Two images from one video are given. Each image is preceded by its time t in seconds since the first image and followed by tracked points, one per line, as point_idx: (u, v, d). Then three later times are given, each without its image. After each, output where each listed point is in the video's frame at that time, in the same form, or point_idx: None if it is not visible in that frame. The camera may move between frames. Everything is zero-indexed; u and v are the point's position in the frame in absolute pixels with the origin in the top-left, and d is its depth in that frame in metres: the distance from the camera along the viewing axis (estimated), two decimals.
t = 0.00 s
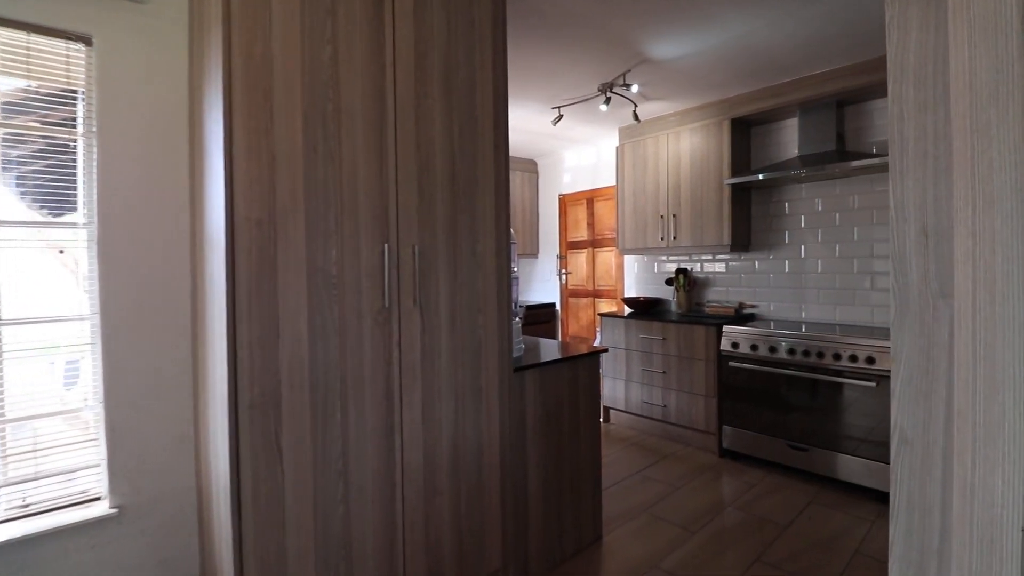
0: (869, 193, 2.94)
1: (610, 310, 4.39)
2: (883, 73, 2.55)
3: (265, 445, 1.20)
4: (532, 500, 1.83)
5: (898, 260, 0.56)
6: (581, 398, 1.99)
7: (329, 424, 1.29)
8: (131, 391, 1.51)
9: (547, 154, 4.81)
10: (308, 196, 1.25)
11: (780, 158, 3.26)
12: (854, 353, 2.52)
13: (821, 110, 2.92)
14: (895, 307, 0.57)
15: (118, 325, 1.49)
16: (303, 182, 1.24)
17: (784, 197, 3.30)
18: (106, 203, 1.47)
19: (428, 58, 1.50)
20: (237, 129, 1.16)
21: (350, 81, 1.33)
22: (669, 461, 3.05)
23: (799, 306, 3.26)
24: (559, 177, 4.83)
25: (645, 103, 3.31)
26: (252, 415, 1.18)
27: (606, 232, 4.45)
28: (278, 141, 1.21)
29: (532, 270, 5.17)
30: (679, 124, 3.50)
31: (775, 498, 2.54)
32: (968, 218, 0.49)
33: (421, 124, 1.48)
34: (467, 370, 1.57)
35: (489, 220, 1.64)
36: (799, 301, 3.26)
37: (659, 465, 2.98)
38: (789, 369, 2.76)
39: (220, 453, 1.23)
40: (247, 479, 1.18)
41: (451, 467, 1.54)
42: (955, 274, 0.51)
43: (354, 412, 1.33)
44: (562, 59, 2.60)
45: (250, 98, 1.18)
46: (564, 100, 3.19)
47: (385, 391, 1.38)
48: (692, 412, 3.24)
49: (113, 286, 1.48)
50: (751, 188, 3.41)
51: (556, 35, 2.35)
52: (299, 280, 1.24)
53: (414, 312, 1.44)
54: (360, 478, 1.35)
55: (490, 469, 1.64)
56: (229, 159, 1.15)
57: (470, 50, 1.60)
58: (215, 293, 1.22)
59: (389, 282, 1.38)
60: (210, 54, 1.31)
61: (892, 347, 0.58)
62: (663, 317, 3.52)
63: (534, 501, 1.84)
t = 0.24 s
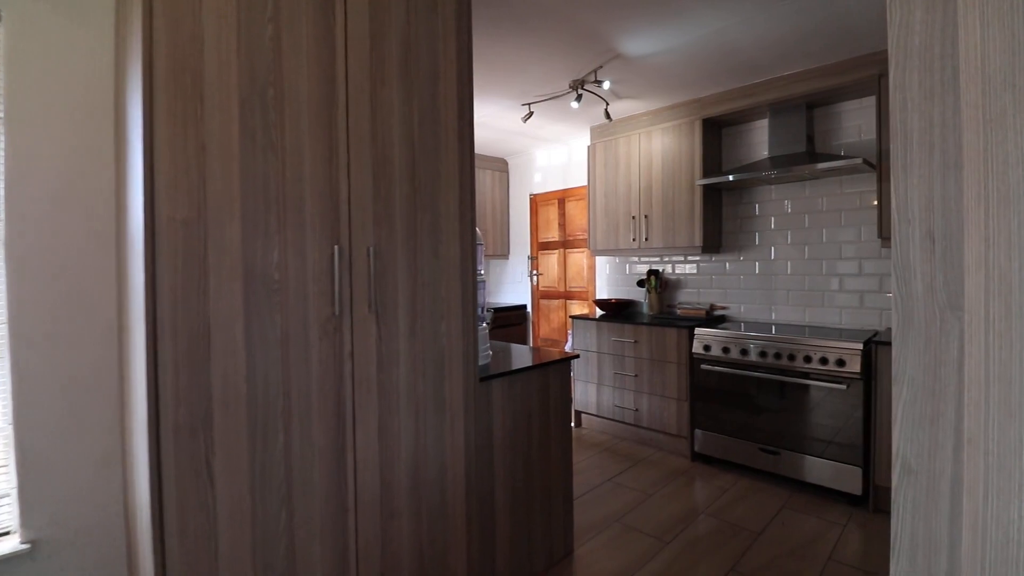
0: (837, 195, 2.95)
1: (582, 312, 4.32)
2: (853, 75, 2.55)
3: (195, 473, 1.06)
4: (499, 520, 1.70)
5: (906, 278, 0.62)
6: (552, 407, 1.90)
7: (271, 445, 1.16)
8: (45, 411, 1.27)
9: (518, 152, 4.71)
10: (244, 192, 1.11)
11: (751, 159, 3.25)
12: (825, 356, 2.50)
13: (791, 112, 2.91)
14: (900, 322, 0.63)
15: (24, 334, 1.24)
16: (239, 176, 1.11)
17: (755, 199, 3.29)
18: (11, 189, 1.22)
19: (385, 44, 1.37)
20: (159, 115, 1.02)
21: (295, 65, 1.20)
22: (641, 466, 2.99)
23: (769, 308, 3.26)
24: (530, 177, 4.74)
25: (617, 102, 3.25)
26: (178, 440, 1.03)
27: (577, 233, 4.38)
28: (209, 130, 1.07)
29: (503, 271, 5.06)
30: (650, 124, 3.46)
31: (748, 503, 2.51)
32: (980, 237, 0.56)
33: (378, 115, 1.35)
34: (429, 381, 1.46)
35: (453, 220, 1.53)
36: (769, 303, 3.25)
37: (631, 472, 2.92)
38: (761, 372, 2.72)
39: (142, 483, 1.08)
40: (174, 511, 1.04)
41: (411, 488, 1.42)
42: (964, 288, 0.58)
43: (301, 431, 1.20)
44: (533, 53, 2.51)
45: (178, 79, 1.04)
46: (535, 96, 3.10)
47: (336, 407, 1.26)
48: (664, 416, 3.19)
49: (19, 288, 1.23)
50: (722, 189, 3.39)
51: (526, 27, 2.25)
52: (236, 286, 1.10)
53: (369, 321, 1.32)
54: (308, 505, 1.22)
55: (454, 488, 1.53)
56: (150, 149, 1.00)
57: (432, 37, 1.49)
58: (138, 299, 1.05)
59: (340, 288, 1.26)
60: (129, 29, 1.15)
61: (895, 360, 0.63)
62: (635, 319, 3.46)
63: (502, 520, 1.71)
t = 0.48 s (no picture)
0: (807, 198, 2.94)
1: (552, 315, 4.24)
2: (823, 77, 2.53)
3: (102, 518, 0.91)
4: (462, 543, 1.59)
5: (910, 297, 0.54)
6: (519, 420, 1.80)
7: (198, 478, 1.02)
8: None
9: (488, 152, 4.60)
10: (163, 189, 0.97)
11: (722, 162, 3.22)
12: (796, 360, 2.47)
13: (761, 113, 2.89)
14: (902, 344, 0.54)
15: None
16: (157, 170, 0.96)
17: (725, 201, 3.27)
18: None
19: (334, 26, 1.24)
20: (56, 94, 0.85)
21: (226, 45, 1.05)
22: (612, 474, 2.93)
23: (739, 311, 3.24)
24: (500, 176, 4.64)
25: (588, 100, 3.18)
26: (80, 480, 0.88)
27: (548, 234, 4.30)
28: (119, 113, 0.92)
29: (472, 273, 4.94)
30: (621, 124, 3.40)
31: (720, 512, 2.46)
32: (998, 249, 0.48)
33: (325, 105, 1.22)
34: (383, 398, 1.34)
35: (411, 223, 1.41)
36: (739, 306, 3.23)
37: (603, 480, 2.85)
38: (732, 377, 2.68)
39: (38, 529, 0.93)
40: (77, 566, 0.88)
41: (364, 516, 1.30)
42: (978, 307, 0.50)
43: (233, 460, 1.07)
44: (501, 47, 2.41)
45: (77, 54, 0.87)
46: (503, 93, 3.00)
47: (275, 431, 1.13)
48: (636, 421, 3.14)
49: None
50: (693, 191, 3.36)
51: (493, 19, 2.14)
52: (154, 298, 0.96)
53: (313, 334, 1.19)
54: (242, 543, 1.08)
55: (411, 513, 1.41)
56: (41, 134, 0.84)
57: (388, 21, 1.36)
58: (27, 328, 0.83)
59: (279, 298, 1.12)
60: None
61: (897, 391, 0.55)
62: (607, 323, 3.40)
63: (466, 543, 1.61)
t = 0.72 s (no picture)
0: (778, 201, 2.94)
1: (525, 319, 4.17)
2: (795, 80, 2.52)
3: None
4: (428, 567, 1.49)
5: (915, 323, 0.47)
6: (488, 433, 1.71)
7: (117, 518, 0.90)
8: None
9: (459, 151, 4.50)
10: (72, 188, 0.84)
11: (694, 164, 3.20)
12: (769, 365, 2.45)
13: (734, 116, 2.87)
14: (909, 376, 0.47)
15: None
16: (63, 166, 0.83)
17: (698, 204, 3.25)
18: None
19: (279, 9, 1.13)
20: None
21: (150, 25, 0.93)
22: (586, 482, 2.87)
23: (712, 314, 3.22)
24: (471, 177, 4.54)
25: (560, 100, 3.11)
26: None
27: (521, 236, 4.23)
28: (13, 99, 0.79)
29: (444, 276, 4.82)
30: (594, 124, 3.35)
31: (694, 520, 2.42)
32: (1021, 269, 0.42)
33: (269, 96, 1.10)
34: (337, 418, 1.23)
35: (368, 226, 1.31)
36: (712, 309, 3.22)
37: (576, 489, 2.78)
38: (706, 382, 2.65)
39: None
40: None
41: (316, 546, 1.19)
42: (996, 334, 0.43)
43: (160, 495, 0.94)
44: (470, 43, 2.31)
45: None
46: (474, 90, 2.90)
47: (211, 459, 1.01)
48: (610, 427, 3.08)
49: None
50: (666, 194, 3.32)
51: (461, 12, 2.05)
52: (61, 314, 0.83)
53: (255, 350, 1.08)
54: None
55: (369, 540, 1.30)
56: None
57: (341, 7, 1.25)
58: None
59: (214, 311, 1.01)
60: None
61: (900, 429, 0.49)
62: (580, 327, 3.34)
63: (431, 567, 1.51)
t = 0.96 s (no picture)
0: (750, 203, 2.94)
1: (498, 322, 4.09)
2: (767, 82, 2.52)
3: None
4: None
5: (931, 349, 0.41)
6: (456, 446, 1.62)
7: (22, 564, 0.78)
8: None
9: (430, 150, 4.39)
10: None
11: (668, 166, 3.18)
12: (742, 369, 2.43)
13: (707, 118, 2.85)
14: (923, 406, 0.42)
15: None
16: None
17: (671, 206, 3.23)
18: None
19: None
20: None
21: None
22: (560, 489, 2.80)
23: (686, 317, 3.21)
24: (443, 176, 4.44)
25: (533, 98, 3.04)
26: None
27: (494, 238, 4.15)
28: None
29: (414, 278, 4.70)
30: (568, 124, 3.29)
31: (669, 528, 2.38)
32: None
33: (208, 85, 1.00)
34: (288, 437, 1.13)
35: (323, 228, 1.21)
36: (685, 312, 3.20)
37: (550, 497, 2.72)
38: (680, 386, 2.62)
39: None
40: None
41: None
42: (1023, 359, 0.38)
43: (77, 535, 0.83)
44: (439, 37, 2.22)
45: None
46: (444, 87, 2.81)
47: (140, 491, 0.90)
48: (583, 433, 3.03)
49: None
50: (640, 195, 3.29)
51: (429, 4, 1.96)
52: None
53: (192, 365, 0.97)
54: None
55: (324, 569, 1.20)
56: None
57: None
58: None
59: (142, 324, 0.90)
60: None
61: (912, 465, 0.43)
62: (553, 331, 3.27)
63: None
